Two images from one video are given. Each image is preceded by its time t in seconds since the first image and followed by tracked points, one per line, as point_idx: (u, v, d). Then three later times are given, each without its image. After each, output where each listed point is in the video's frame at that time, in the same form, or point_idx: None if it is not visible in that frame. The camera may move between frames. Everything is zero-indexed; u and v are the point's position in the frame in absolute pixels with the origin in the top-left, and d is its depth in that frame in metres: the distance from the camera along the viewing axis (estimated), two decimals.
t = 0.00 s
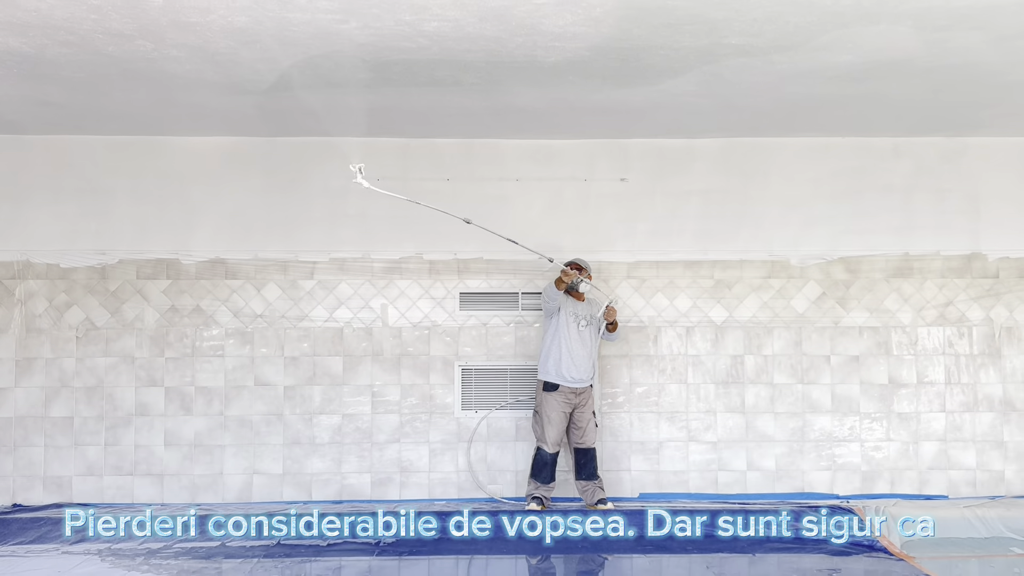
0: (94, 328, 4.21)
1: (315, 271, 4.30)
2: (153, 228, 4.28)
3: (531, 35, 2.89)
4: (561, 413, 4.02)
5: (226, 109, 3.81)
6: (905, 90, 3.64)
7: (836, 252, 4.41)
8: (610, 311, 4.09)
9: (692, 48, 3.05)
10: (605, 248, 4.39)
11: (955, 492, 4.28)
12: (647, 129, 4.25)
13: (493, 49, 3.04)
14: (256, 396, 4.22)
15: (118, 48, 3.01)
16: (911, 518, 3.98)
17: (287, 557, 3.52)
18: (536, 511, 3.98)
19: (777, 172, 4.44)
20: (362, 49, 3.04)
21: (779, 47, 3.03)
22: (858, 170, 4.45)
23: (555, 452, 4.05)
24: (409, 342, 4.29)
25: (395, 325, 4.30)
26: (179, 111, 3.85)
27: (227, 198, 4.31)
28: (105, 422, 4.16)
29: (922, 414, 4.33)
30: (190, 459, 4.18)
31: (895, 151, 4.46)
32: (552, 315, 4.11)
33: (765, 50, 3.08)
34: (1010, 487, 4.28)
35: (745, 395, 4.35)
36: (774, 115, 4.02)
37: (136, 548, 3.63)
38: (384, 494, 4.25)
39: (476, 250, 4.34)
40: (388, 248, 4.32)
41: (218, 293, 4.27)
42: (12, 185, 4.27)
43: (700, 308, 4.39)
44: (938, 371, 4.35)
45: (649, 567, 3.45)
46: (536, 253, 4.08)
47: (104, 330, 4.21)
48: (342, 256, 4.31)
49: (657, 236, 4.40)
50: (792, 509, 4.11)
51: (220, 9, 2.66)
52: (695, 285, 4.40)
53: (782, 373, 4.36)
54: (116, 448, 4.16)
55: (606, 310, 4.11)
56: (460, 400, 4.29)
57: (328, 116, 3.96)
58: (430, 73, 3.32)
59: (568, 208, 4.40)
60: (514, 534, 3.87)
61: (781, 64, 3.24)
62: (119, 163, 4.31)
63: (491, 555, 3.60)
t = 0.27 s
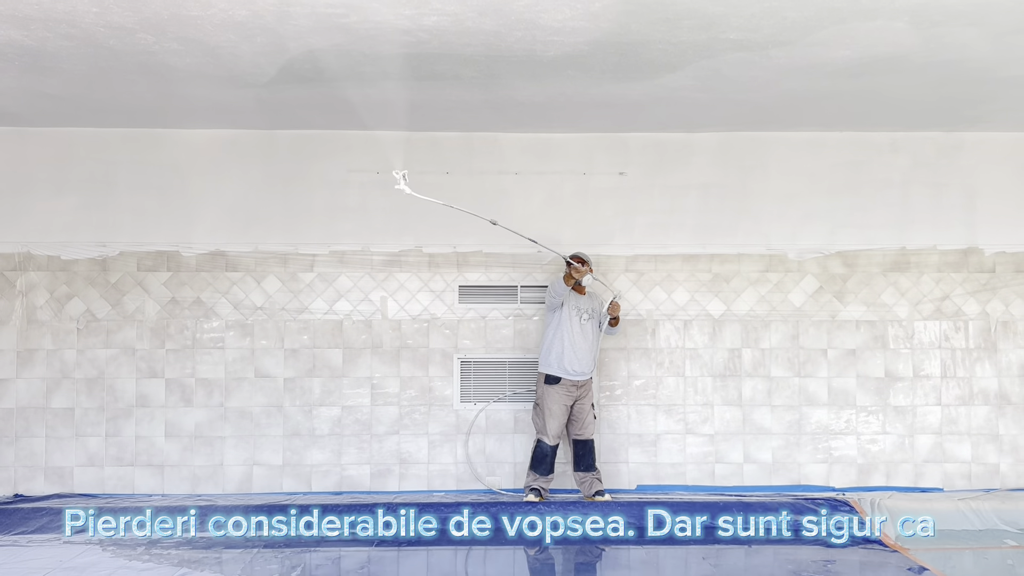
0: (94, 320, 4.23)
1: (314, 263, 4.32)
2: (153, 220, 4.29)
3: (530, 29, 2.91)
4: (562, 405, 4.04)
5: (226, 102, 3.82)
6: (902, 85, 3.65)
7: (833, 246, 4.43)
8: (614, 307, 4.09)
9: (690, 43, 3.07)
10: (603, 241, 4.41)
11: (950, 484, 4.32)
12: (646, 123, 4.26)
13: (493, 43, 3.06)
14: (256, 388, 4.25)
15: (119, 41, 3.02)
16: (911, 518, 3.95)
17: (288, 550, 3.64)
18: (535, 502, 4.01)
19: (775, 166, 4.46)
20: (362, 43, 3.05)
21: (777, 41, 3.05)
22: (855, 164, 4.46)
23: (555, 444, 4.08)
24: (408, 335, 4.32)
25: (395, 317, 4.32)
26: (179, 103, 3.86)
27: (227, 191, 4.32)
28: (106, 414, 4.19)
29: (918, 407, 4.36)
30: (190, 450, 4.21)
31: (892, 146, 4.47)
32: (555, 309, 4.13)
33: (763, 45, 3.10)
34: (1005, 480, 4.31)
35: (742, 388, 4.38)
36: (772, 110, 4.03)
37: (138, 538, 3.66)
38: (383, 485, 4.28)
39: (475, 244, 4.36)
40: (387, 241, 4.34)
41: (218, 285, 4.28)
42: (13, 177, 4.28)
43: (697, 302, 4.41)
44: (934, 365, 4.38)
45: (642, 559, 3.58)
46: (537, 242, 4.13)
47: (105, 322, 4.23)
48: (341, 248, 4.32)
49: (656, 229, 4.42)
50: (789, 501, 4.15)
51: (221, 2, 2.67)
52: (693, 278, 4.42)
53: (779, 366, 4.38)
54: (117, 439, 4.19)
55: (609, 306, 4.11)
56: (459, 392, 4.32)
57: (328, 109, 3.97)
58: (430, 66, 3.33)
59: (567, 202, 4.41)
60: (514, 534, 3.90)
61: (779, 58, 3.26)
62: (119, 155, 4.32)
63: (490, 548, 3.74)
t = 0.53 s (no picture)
0: (96, 313, 4.24)
1: (315, 257, 4.33)
2: (154, 214, 4.31)
3: (530, 24, 2.93)
4: (567, 398, 4.08)
5: (227, 96, 3.83)
6: (901, 80, 3.67)
7: (831, 241, 4.44)
8: (620, 300, 4.15)
9: (690, 38, 3.08)
10: (603, 236, 4.42)
11: (947, 478, 4.35)
12: (645, 118, 4.27)
13: (493, 38, 3.07)
14: (257, 381, 4.27)
15: (121, 36, 3.03)
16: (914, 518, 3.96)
17: (289, 544, 3.67)
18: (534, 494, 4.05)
19: (774, 161, 4.47)
20: (363, 39, 3.07)
21: (776, 37, 3.07)
22: (854, 159, 4.48)
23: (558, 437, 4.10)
24: (408, 328, 4.34)
25: (395, 311, 4.34)
26: (180, 97, 3.87)
27: (228, 185, 4.33)
28: (107, 406, 4.21)
29: (915, 401, 4.39)
30: (192, 443, 4.23)
31: (891, 141, 4.49)
32: (560, 303, 4.14)
33: (762, 40, 3.12)
34: (1001, 474, 4.34)
35: (740, 382, 4.40)
36: (771, 105, 4.04)
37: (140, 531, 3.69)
38: (383, 478, 4.30)
39: (475, 238, 4.37)
40: (387, 235, 4.35)
41: (219, 279, 4.30)
42: (13, 170, 4.28)
43: (696, 297, 4.43)
44: (932, 359, 4.40)
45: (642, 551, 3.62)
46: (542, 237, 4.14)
47: (106, 316, 4.24)
48: (342, 242, 4.34)
49: (655, 224, 4.44)
50: (787, 494, 4.18)
51: None
52: (692, 273, 4.44)
53: (777, 360, 4.40)
54: (119, 432, 4.21)
55: (615, 299, 4.17)
56: (459, 386, 4.34)
57: (328, 104, 3.98)
58: (430, 61, 3.35)
59: (567, 196, 4.42)
60: (514, 534, 3.85)
61: (778, 54, 3.28)
62: (120, 149, 4.32)
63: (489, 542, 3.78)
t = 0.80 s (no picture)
0: (96, 307, 4.25)
1: (314, 252, 4.34)
2: (153, 209, 4.31)
3: (530, 19, 2.94)
4: (572, 391, 4.09)
5: (226, 90, 3.83)
6: (899, 76, 3.68)
7: (829, 236, 4.45)
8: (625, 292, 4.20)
9: (689, 33, 3.10)
10: (602, 230, 4.43)
11: (943, 472, 4.38)
12: (644, 112, 4.28)
13: (493, 33, 3.08)
14: (256, 374, 4.28)
15: (121, 30, 3.03)
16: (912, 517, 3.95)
17: (288, 537, 3.68)
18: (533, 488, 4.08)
19: (773, 156, 4.48)
20: (362, 34, 3.08)
21: (775, 32, 3.08)
22: (852, 154, 4.48)
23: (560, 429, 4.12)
24: (407, 322, 4.35)
25: (394, 306, 4.35)
26: (180, 92, 3.87)
27: (227, 179, 4.34)
28: (107, 400, 4.22)
29: (912, 395, 4.40)
30: (192, 436, 4.25)
31: (889, 136, 4.49)
32: (565, 297, 4.16)
33: (761, 35, 3.13)
34: (997, 467, 4.37)
35: (738, 376, 4.42)
36: (770, 100, 4.05)
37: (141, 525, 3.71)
38: (382, 471, 4.33)
39: (474, 232, 4.38)
40: (386, 230, 4.36)
41: (219, 273, 4.31)
42: (12, 164, 4.29)
43: (695, 291, 4.44)
44: (928, 354, 4.42)
45: (640, 545, 3.64)
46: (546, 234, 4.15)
47: (106, 309, 4.25)
48: (341, 237, 4.35)
49: (654, 219, 4.45)
50: (784, 488, 4.20)
51: None
52: (690, 268, 4.45)
53: (775, 355, 4.42)
54: (119, 426, 4.22)
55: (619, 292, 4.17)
56: (458, 380, 4.36)
57: (327, 98, 3.98)
58: (430, 56, 3.36)
59: (565, 191, 4.43)
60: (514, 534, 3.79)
61: (777, 49, 3.29)
62: (119, 143, 4.33)
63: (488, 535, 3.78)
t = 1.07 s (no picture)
0: (94, 302, 4.26)
1: (312, 247, 4.34)
2: (151, 203, 4.31)
3: (528, 14, 2.95)
4: (574, 384, 4.10)
5: (224, 85, 3.83)
6: (896, 71, 3.69)
7: (826, 231, 4.47)
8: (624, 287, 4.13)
9: (687, 28, 3.11)
10: (599, 225, 4.44)
11: (939, 466, 4.40)
12: (642, 108, 4.28)
13: (491, 28, 3.09)
14: (255, 369, 4.29)
15: (119, 25, 3.03)
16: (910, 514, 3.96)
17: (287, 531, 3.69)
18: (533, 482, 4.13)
19: (770, 151, 4.49)
20: (361, 29, 3.08)
21: (772, 27, 3.10)
22: (849, 150, 4.49)
23: (564, 422, 4.14)
24: (405, 317, 4.36)
25: (393, 301, 4.36)
26: (177, 86, 3.87)
27: (225, 174, 4.33)
28: (106, 394, 4.23)
29: (909, 390, 4.42)
30: (190, 431, 4.26)
31: (886, 131, 4.50)
32: (566, 292, 4.19)
33: (758, 30, 3.14)
34: (992, 462, 4.39)
35: (735, 371, 4.43)
36: (768, 96, 4.06)
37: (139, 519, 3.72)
38: (380, 466, 4.34)
39: (473, 228, 4.39)
40: (384, 225, 4.36)
41: (217, 268, 4.31)
42: (10, 158, 4.28)
43: (692, 286, 4.46)
44: (925, 349, 4.43)
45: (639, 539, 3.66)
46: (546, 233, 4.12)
47: (105, 304, 4.26)
48: (339, 232, 4.35)
49: (651, 214, 4.45)
50: (780, 482, 4.22)
51: None
52: (688, 263, 4.46)
53: (772, 350, 4.43)
54: (117, 420, 4.23)
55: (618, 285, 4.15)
56: (456, 374, 4.37)
57: (325, 93, 3.98)
58: (428, 51, 3.36)
59: (563, 186, 4.44)
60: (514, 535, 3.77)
61: (774, 44, 3.30)
62: (117, 138, 4.32)
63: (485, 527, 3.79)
